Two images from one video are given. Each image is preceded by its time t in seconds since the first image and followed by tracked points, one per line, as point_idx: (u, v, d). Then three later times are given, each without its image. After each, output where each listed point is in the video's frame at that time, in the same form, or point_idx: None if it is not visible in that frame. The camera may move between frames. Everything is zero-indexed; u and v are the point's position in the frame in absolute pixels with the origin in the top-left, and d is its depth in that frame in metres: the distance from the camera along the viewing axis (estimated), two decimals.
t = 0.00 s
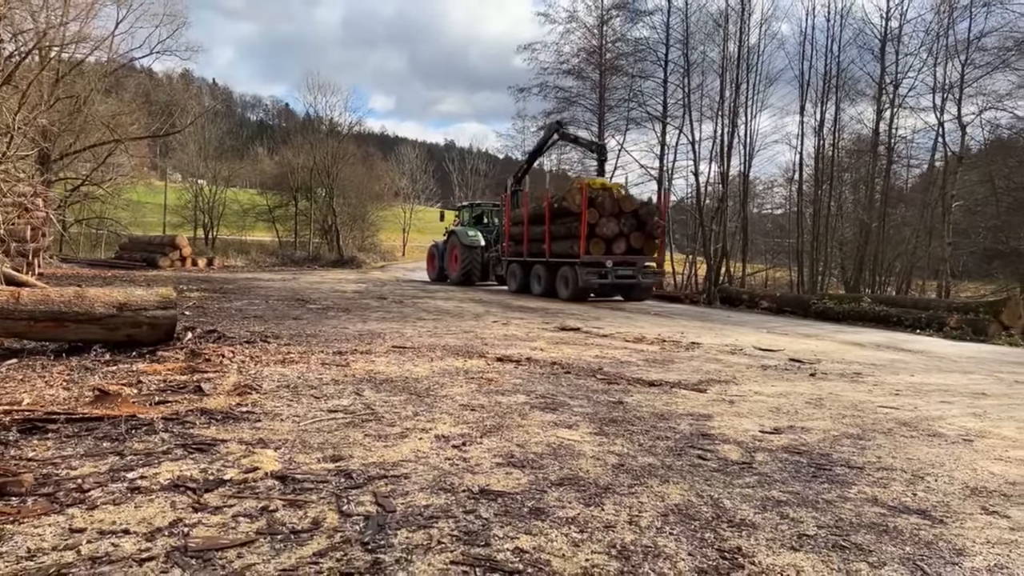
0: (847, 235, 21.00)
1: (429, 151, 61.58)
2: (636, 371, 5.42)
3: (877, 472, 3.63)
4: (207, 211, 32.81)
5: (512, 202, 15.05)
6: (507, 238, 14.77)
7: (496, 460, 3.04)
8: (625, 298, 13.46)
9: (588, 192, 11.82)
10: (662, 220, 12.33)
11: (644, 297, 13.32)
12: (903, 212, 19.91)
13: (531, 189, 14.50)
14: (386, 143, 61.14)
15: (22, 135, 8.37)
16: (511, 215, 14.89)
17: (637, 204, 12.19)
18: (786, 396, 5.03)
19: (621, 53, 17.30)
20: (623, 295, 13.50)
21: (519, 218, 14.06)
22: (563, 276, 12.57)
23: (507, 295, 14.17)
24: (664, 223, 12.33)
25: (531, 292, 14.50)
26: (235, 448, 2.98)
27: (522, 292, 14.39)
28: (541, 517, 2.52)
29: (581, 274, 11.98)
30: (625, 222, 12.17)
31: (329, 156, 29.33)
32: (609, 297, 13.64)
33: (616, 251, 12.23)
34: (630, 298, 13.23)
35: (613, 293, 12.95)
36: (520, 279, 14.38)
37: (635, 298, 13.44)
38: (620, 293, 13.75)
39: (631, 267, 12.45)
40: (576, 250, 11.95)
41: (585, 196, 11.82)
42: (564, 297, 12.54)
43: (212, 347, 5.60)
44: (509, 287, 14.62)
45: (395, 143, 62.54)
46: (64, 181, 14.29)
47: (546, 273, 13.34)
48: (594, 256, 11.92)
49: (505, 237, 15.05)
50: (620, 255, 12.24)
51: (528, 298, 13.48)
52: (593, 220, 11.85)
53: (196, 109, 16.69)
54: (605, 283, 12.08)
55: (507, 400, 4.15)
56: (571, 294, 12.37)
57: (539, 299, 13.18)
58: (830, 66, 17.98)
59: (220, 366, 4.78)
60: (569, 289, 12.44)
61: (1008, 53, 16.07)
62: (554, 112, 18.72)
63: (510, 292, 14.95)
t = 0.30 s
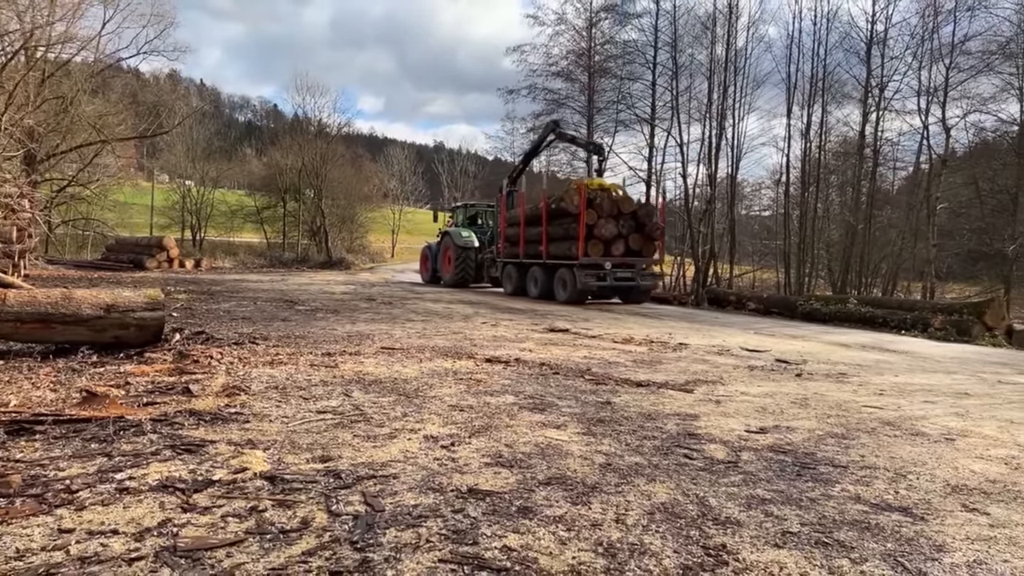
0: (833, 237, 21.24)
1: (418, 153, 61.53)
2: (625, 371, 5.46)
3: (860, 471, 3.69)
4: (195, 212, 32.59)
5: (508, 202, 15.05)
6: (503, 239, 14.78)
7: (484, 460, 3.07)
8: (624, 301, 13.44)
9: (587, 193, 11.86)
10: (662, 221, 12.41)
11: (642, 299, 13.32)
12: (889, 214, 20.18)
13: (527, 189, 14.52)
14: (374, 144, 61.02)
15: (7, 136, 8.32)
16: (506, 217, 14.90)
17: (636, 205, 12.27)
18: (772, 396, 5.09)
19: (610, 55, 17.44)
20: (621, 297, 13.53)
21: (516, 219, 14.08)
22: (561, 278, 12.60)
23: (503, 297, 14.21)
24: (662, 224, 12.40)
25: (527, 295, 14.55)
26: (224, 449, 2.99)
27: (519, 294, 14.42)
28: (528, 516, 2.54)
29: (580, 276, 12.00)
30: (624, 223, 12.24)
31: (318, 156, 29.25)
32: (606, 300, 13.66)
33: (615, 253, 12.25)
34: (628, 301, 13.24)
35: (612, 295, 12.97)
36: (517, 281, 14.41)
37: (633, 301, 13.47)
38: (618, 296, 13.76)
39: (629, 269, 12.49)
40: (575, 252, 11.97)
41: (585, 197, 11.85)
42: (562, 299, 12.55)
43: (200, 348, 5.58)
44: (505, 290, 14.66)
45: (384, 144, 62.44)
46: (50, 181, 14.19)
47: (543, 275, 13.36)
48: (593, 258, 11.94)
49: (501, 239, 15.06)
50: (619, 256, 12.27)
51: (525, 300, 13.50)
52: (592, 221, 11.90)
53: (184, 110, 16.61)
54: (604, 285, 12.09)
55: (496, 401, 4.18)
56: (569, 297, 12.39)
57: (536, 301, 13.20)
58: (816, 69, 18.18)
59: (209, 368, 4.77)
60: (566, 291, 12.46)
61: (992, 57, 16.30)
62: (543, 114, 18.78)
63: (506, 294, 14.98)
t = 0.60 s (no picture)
0: (816, 238, 21.48)
1: (403, 154, 61.41)
2: (609, 372, 5.50)
3: (841, 470, 3.75)
4: (178, 213, 32.26)
5: (500, 203, 14.98)
6: (495, 241, 14.73)
7: (469, 461, 3.09)
8: (619, 303, 13.42)
9: (582, 194, 11.81)
10: (658, 222, 12.31)
11: (638, 301, 13.30)
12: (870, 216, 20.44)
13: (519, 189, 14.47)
14: (359, 145, 60.80)
15: None
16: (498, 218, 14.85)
17: (632, 206, 12.24)
18: (755, 397, 5.15)
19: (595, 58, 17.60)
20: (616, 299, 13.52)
21: (508, 220, 14.05)
22: (556, 280, 12.59)
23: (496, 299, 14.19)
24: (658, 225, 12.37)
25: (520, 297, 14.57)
26: (208, 451, 2.98)
27: (513, 297, 14.46)
28: (513, 516, 2.56)
29: (575, 279, 11.99)
30: (619, 225, 12.23)
31: (302, 157, 29.08)
32: (600, 302, 13.64)
33: (610, 255, 12.22)
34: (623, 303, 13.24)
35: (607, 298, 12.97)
36: (510, 284, 14.43)
37: (628, 303, 13.45)
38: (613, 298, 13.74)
39: (625, 271, 12.48)
40: (570, 254, 11.93)
41: (581, 198, 11.78)
42: (558, 302, 12.53)
43: (184, 351, 5.54)
44: (497, 292, 14.69)
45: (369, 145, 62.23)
46: (31, 182, 14.00)
47: (537, 277, 13.34)
48: (588, 260, 11.89)
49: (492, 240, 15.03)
50: (615, 258, 12.24)
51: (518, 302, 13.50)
52: (588, 222, 11.86)
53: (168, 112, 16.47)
54: (600, 287, 12.07)
55: (481, 402, 4.20)
56: (564, 299, 12.37)
57: (530, 304, 13.18)
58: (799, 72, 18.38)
59: (192, 370, 4.74)
60: (561, 294, 12.45)
61: (971, 61, 16.57)
62: (529, 115, 18.82)
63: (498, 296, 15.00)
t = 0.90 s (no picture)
0: (802, 239, 21.65)
1: (391, 155, 61.27)
2: (596, 372, 5.53)
3: (823, 468, 3.80)
4: (164, 213, 31.96)
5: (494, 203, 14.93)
6: (489, 241, 14.68)
7: (455, 460, 3.10)
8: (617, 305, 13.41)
9: (581, 194, 11.81)
10: (656, 223, 12.39)
11: (635, 304, 13.20)
12: (856, 217, 20.66)
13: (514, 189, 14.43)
14: (347, 146, 60.57)
15: None
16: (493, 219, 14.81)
17: (630, 207, 12.27)
18: (739, 396, 5.20)
19: (583, 58, 17.68)
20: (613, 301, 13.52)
21: (504, 221, 14.06)
22: (553, 282, 12.57)
23: (491, 301, 14.13)
24: (656, 226, 12.41)
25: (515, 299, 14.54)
26: (192, 451, 2.97)
27: (507, 298, 14.41)
28: (498, 514, 2.58)
29: (574, 280, 11.97)
30: (617, 225, 12.26)
31: (289, 157, 28.93)
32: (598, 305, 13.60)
33: (609, 256, 12.23)
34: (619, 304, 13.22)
35: (604, 300, 12.95)
36: (505, 285, 14.40)
37: (625, 305, 13.45)
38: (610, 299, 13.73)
39: (623, 272, 12.50)
40: (569, 254, 11.89)
41: (579, 198, 11.81)
42: (556, 303, 12.50)
43: (169, 351, 5.51)
44: (492, 293, 14.66)
45: (357, 145, 62.00)
46: (14, 181, 13.86)
47: (534, 278, 13.30)
48: (587, 261, 11.88)
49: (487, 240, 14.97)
50: (613, 259, 12.25)
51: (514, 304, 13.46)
52: (586, 223, 11.88)
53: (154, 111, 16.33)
54: (599, 288, 12.06)
55: (467, 402, 4.21)
56: (562, 300, 12.35)
57: (526, 305, 13.14)
58: (785, 74, 18.52)
59: (178, 370, 4.72)
60: (559, 295, 12.43)
61: (955, 63, 16.77)
62: (517, 116, 18.84)
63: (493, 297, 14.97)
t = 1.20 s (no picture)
0: (788, 241, 21.83)
1: (379, 157, 61.13)
2: (583, 373, 5.58)
3: (805, 467, 3.85)
4: (150, 215, 31.55)
5: (489, 203, 14.83)
6: (484, 243, 14.60)
7: (440, 461, 3.12)
8: (614, 308, 13.40)
9: (579, 195, 11.80)
10: (654, 226, 12.44)
11: (633, 306, 13.26)
12: (842, 219, 20.95)
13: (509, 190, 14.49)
14: (334, 147, 60.34)
15: None
16: (488, 221, 14.72)
17: (628, 208, 12.20)
18: (724, 397, 5.26)
19: (571, 61, 17.80)
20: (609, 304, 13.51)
21: (500, 223, 14.08)
22: (551, 285, 12.54)
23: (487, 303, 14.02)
24: (654, 228, 12.39)
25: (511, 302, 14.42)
26: (177, 453, 2.98)
27: (503, 301, 14.18)
28: (481, 515, 2.61)
29: (573, 282, 11.93)
30: (616, 227, 12.22)
31: (277, 159, 28.79)
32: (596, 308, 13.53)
33: (607, 258, 12.21)
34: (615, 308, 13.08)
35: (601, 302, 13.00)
36: (501, 288, 14.16)
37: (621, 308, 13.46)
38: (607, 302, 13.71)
39: (622, 274, 12.60)
40: (568, 257, 11.88)
41: (577, 199, 11.79)
42: (553, 306, 12.43)
43: (154, 353, 5.50)
44: (487, 296, 14.49)
45: (345, 146, 61.81)
46: None
47: (530, 281, 13.25)
48: (585, 264, 11.86)
49: (482, 242, 14.89)
50: (611, 261, 12.25)
51: (511, 307, 13.30)
52: (585, 224, 11.80)
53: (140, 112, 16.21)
54: (597, 291, 12.05)
55: (454, 403, 4.24)
56: (560, 303, 12.28)
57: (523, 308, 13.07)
58: (771, 77, 18.68)
59: (162, 372, 4.71)
60: (557, 298, 12.36)
61: (939, 67, 16.97)
62: (504, 118, 18.87)
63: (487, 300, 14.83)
